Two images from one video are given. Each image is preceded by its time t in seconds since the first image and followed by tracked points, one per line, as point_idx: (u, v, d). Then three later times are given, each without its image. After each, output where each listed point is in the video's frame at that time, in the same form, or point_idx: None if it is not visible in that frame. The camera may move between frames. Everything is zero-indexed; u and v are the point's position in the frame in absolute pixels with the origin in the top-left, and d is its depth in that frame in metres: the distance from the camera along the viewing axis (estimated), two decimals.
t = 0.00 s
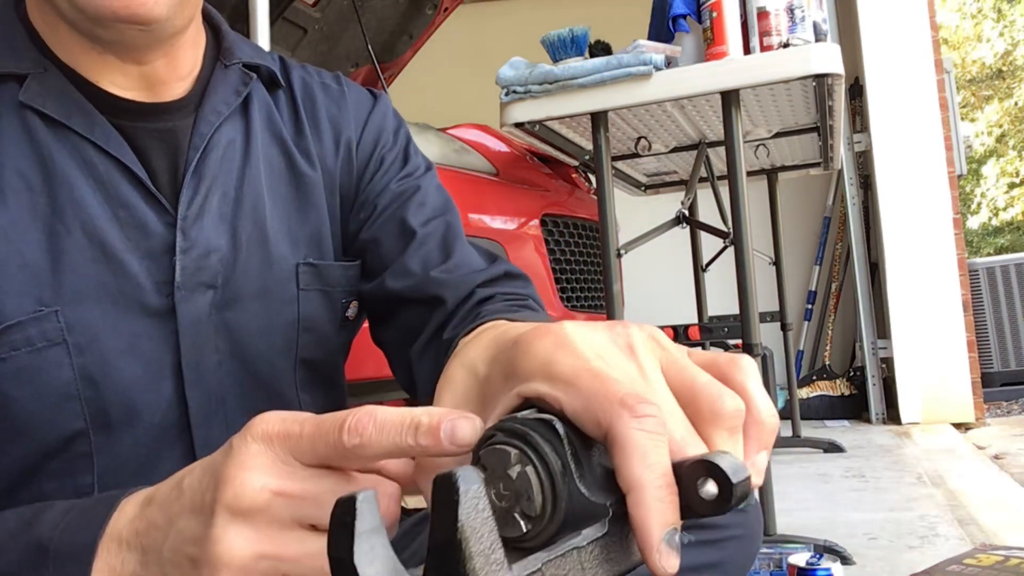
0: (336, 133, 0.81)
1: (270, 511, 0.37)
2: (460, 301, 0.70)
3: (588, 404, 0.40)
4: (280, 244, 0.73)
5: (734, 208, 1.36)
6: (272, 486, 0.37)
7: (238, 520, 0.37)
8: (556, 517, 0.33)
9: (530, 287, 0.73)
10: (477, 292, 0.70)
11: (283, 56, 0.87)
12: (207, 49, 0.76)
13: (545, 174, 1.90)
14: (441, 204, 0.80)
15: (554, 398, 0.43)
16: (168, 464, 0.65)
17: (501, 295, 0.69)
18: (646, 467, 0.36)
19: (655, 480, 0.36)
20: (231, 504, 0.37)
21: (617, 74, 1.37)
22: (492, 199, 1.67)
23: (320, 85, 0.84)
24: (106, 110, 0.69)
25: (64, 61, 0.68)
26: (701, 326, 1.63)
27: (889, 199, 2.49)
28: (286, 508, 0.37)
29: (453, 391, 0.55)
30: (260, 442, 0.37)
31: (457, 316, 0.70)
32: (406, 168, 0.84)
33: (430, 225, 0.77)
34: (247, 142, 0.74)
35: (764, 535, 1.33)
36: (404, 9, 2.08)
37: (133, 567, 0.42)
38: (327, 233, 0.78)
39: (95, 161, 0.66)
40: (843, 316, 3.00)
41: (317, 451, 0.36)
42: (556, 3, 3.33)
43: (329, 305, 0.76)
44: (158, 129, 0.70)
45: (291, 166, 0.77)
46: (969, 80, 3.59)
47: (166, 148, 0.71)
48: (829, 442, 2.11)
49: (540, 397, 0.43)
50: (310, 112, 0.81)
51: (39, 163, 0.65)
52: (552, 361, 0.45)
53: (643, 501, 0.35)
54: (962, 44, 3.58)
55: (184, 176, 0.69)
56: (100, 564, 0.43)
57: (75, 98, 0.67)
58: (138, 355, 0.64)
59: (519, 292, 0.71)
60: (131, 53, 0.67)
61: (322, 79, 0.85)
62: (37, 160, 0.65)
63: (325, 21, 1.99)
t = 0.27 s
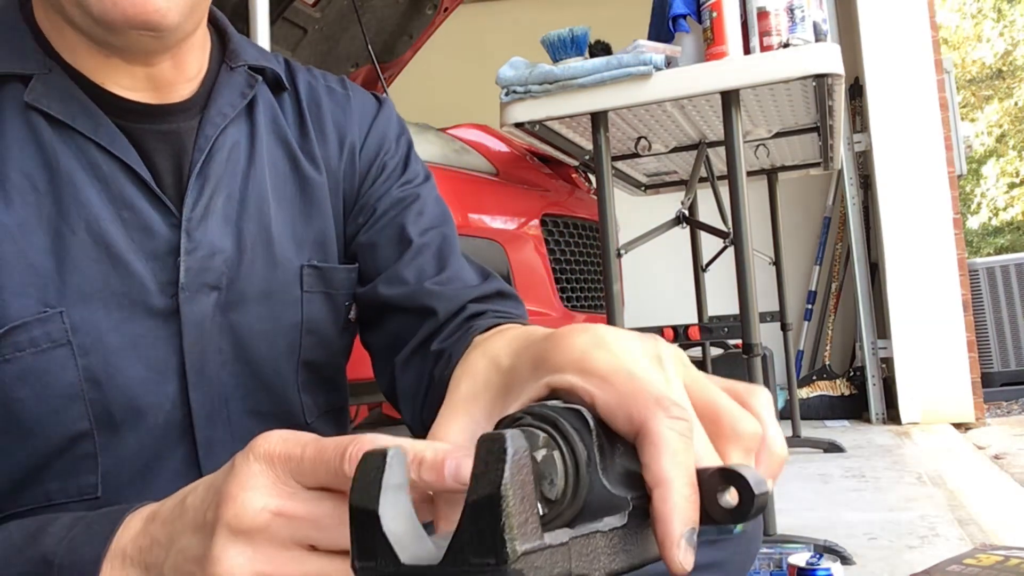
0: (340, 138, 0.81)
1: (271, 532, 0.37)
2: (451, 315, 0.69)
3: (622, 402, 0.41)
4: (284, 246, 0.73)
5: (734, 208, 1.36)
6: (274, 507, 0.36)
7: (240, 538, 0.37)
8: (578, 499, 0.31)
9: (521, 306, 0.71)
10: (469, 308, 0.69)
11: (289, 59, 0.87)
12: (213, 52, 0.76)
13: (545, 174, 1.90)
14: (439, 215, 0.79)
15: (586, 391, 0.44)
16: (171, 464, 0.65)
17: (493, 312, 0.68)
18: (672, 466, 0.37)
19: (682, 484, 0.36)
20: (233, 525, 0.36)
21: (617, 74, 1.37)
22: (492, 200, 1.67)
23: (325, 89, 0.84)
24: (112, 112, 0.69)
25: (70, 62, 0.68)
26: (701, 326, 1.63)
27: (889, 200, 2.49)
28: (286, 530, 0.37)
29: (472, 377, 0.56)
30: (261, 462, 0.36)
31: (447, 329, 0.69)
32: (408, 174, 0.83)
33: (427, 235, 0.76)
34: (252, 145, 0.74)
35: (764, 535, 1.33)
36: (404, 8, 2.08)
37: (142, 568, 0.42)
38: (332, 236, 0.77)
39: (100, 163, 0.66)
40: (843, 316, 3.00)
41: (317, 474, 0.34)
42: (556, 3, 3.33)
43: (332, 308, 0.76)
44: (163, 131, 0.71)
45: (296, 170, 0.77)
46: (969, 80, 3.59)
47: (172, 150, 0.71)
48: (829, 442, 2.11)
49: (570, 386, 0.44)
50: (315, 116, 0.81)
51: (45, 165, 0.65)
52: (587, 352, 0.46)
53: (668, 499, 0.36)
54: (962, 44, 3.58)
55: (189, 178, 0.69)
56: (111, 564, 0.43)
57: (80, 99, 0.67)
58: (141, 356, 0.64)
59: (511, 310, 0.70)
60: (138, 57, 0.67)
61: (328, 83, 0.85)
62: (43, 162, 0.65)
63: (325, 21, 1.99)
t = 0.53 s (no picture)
0: (341, 139, 0.81)
1: (272, 544, 0.36)
2: (451, 321, 0.70)
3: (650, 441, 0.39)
4: (286, 247, 0.73)
5: (734, 208, 1.36)
6: (277, 520, 0.36)
7: (243, 550, 0.37)
8: (584, 514, 0.29)
9: (518, 315, 0.73)
10: (469, 316, 0.70)
11: (290, 60, 0.87)
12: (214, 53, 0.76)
13: (545, 174, 1.90)
14: (439, 220, 0.79)
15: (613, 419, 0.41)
16: (173, 465, 0.65)
17: (491, 321, 0.69)
18: (681, 515, 0.34)
19: (685, 532, 0.33)
20: (234, 535, 0.36)
21: (617, 74, 1.37)
22: (493, 200, 1.67)
23: (327, 91, 0.84)
24: (113, 112, 0.69)
25: (71, 63, 0.68)
26: (701, 326, 1.63)
27: (889, 200, 2.49)
28: (287, 544, 0.36)
29: (497, 379, 0.55)
30: (266, 473, 0.36)
31: (445, 336, 0.70)
32: (410, 177, 0.83)
33: (428, 240, 0.76)
34: (253, 146, 0.74)
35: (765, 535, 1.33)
36: (404, 8, 2.08)
37: (146, 572, 0.42)
38: (333, 237, 0.77)
39: (100, 163, 0.65)
40: (843, 316, 3.00)
41: (322, 489, 0.34)
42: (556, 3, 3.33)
43: (333, 310, 0.76)
44: (164, 132, 0.70)
45: (297, 171, 0.76)
46: (969, 81, 3.59)
47: (173, 151, 0.71)
48: (829, 442, 2.11)
49: (598, 411, 0.42)
50: (317, 117, 0.81)
51: (46, 166, 0.65)
52: (621, 380, 0.44)
53: (668, 546, 0.32)
54: (962, 44, 3.58)
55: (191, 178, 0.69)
56: (116, 567, 0.44)
57: (81, 100, 0.66)
58: (143, 356, 0.64)
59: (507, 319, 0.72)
60: (139, 58, 0.67)
61: (329, 84, 0.85)
62: (44, 163, 0.65)
63: (325, 21, 1.99)
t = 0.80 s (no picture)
0: (340, 140, 0.81)
1: (253, 533, 0.36)
2: (450, 322, 0.70)
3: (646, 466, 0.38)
4: (284, 247, 0.73)
5: (734, 208, 1.36)
6: (259, 508, 0.36)
7: (224, 539, 0.36)
8: (574, 527, 0.29)
9: (517, 315, 0.74)
10: (469, 316, 0.70)
11: (288, 59, 0.87)
12: (213, 52, 0.76)
13: (545, 174, 1.90)
14: (438, 220, 0.79)
15: (614, 439, 0.41)
16: (173, 465, 0.65)
17: (491, 321, 0.70)
18: (669, 544, 0.34)
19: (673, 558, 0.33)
20: (216, 522, 0.36)
21: (617, 74, 1.37)
22: (492, 200, 1.67)
23: (326, 90, 0.84)
24: (110, 113, 0.69)
25: (69, 63, 0.68)
26: (701, 326, 1.62)
27: (889, 200, 2.49)
28: (268, 534, 0.36)
29: (504, 373, 0.55)
30: (250, 460, 0.36)
31: (445, 337, 0.70)
32: (408, 177, 0.83)
33: (426, 240, 0.76)
34: (251, 146, 0.74)
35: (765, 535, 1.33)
36: (404, 9, 2.08)
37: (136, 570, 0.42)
38: (332, 237, 0.77)
39: (98, 163, 0.65)
40: (843, 316, 3.00)
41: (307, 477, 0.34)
42: (556, 3, 3.32)
43: (332, 311, 0.76)
44: (162, 131, 0.70)
45: (296, 171, 0.76)
46: (969, 80, 3.59)
47: (171, 151, 0.71)
48: (829, 442, 2.11)
49: (599, 427, 0.42)
50: (316, 117, 0.81)
51: (44, 166, 0.65)
52: (626, 402, 0.43)
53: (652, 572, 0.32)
54: (962, 44, 3.58)
55: (190, 179, 0.68)
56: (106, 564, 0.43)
57: (77, 100, 0.66)
58: (142, 357, 0.64)
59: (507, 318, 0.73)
60: (137, 55, 0.67)
61: (328, 84, 0.85)
62: (42, 164, 0.65)
63: (325, 21, 1.99)
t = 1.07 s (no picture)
0: (338, 140, 0.81)
1: (267, 513, 0.35)
2: (447, 326, 0.70)
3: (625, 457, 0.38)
4: (281, 248, 0.73)
5: (734, 207, 1.36)
6: (275, 482, 0.35)
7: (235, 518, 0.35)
8: (563, 534, 0.28)
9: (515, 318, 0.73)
10: (465, 321, 0.70)
11: (287, 59, 0.87)
12: (209, 52, 0.76)
13: (545, 174, 1.90)
14: (437, 222, 0.79)
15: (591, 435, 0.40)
16: (169, 466, 0.65)
17: (488, 326, 0.69)
18: (662, 530, 0.33)
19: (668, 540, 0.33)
20: (228, 500, 0.35)
21: (617, 74, 1.37)
22: (492, 200, 1.67)
23: (324, 89, 0.84)
24: (105, 113, 0.69)
25: (64, 63, 0.69)
26: (701, 326, 1.62)
27: (889, 200, 2.49)
28: (284, 511, 0.35)
29: (478, 398, 0.55)
30: (268, 439, 0.36)
31: (441, 340, 0.70)
32: (406, 178, 0.83)
33: (423, 242, 0.76)
34: (248, 146, 0.74)
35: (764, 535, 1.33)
36: (404, 9, 2.08)
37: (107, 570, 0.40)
38: (329, 238, 0.77)
39: (93, 164, 0.66)
40: (843, 316, 3.00)
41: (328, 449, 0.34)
42: (556, 3, 3.32)
43: (329, 312, 0.76)
44: (157, 132, 0.70)
45: (294, 171, 0.77)
46: (969, 80, 3.59)
47: (166, 151, 0.71)
48: (829, 442, 2.11)
49: (575, 427, 0.41)
50: (314, 117, 0.81)
51: (40, 168, 0.65)
52: (598, 399, 0.43)
53: (647, 560, 0.32)
54: (962, 44, 3.58)
55: (185, 179, 0.69)
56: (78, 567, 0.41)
57: (72, 101, 0.67)
58: (137, 358, 0.64)
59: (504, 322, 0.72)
60: (131, 54, 0.67)
61: (327, 84, 0.85)
62: (37, 166, 0.65)
63: (325, 21, 1.99)
